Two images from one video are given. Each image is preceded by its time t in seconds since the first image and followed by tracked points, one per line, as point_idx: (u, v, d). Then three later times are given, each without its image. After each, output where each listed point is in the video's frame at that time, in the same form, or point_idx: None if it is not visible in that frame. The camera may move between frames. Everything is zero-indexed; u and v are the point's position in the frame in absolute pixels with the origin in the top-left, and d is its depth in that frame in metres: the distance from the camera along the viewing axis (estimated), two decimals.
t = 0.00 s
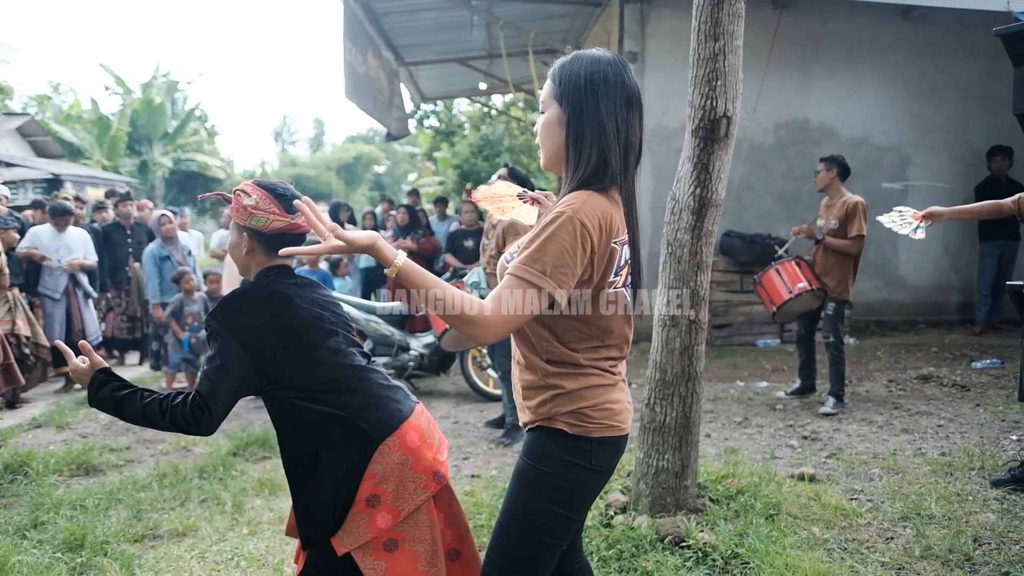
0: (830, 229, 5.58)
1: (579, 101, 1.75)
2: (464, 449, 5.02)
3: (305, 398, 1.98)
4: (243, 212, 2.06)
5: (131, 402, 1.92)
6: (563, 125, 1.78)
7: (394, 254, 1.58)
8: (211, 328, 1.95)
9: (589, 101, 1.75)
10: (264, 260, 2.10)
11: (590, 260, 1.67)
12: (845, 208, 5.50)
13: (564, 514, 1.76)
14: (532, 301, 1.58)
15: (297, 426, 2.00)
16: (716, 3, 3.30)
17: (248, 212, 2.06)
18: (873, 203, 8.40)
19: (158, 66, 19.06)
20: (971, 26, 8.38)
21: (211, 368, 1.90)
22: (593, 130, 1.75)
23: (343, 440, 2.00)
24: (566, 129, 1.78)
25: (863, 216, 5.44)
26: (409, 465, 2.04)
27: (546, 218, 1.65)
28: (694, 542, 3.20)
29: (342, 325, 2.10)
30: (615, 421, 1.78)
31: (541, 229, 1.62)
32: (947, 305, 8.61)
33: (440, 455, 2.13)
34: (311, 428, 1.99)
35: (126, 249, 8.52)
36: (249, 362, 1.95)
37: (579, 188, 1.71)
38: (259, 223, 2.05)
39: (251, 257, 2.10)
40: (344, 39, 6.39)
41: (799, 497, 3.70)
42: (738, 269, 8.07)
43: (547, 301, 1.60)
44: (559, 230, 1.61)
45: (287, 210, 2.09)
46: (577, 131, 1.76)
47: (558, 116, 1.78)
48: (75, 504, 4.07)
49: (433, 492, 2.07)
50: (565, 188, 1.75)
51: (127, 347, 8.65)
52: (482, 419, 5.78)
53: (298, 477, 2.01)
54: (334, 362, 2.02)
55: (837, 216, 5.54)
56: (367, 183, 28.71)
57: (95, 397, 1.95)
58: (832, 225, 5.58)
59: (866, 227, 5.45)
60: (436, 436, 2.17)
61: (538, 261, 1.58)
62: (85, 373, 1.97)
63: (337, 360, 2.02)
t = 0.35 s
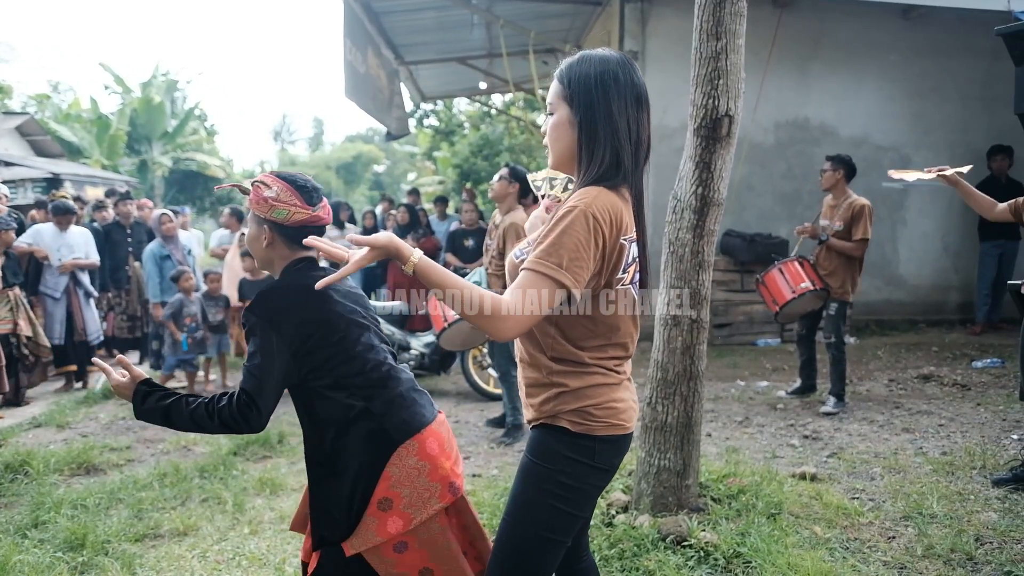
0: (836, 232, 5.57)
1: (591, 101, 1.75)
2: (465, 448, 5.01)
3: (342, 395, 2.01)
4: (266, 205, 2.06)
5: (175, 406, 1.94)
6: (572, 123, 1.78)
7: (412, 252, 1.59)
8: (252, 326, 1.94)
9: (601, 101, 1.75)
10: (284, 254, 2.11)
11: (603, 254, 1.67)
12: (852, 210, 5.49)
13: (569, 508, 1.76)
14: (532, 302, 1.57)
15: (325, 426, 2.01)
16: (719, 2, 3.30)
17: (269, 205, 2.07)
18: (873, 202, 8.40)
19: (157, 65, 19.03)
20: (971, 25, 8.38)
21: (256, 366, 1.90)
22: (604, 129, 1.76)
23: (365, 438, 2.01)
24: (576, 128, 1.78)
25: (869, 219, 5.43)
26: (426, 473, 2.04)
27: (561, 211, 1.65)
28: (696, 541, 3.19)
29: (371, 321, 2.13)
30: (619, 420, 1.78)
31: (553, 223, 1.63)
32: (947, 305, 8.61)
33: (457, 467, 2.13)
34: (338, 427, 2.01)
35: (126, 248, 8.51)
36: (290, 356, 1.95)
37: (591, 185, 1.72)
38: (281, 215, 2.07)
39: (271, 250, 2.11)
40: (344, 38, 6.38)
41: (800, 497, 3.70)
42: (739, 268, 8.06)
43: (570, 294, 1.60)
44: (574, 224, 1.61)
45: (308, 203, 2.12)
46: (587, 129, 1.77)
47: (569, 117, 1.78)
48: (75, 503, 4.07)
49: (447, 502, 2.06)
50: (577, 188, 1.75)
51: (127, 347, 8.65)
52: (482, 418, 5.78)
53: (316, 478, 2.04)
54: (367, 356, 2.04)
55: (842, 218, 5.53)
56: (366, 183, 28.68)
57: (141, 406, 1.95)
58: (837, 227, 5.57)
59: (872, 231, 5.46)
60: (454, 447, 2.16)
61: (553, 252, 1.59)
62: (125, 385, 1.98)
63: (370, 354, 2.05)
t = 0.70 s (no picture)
0: (835, 233, 5.56)
1: (593, 98, 1.75)
2: (463, 448, 5.01)
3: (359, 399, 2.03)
4: (287, 199, 2.03)
5: (231, 420, 1.88)
6: (573, 120, 1.78)
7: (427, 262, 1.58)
8: (297, 333, 1.87)
9: (603, 98, 1.75)
10: (307, 247, 2.07)
11: (607, 245, 1.68)
12: (853, 215, 5.49)
13: (563, 508, 1.76)
14: (532, 301, 1.54)
15: (337, 428, 2.03)
16: (718, 2, 3.30)
17: (289, 198, 2.03)
18: (872, 202, 8.41)
19: (156, 65, 19.03)
20: (970, 25, 8.38)
21: (309, 376, 1.84)
22: (605, 127, 1.76)
23: (368, 440, 2.02)
24: (577, 125, 1.78)
25: (868, 224, 5.44)
26: (414, 481, 2.03)
27: (567, 206, 1.66)
28: (695, 541, 3.20)
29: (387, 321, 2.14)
30: (615, 416, 1.78)
31: (562, 216, 1.64)
32: (946, 304, 8.61)
33: (450, 481, 2.10)
34: (347, 429, 2.02)
35: (125, 249, 8.50)
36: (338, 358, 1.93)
37: (593, 181, 1.72)
38: (302, 209, 2.03)
39: (293, 244, 2.07)
40: (343, 38, 6.38)
41: (799, 497, 3.70)
42: (737, 268, 8.06)
43: (579, 281, 1.59)
44: (580, 216, 1.62)
45: (328, 193, 2.07)
46: (589, 127, 1.77)
47: (571, 113, 1.78)
48: (74, 504, 4.06)
49: (431, 515, 2.04)
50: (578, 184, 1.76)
51: (126, 347, 8.64)
52: (481, 419, 5.77)
53: (319, 477, 2.06)
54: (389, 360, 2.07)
55: (843, 221, 5.53)
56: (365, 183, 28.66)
57: (197, 426, 1.89)
58: (837, 229, 5.56)
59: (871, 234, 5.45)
60: (451, 460, 2.13)
61: (566, 244, 1.59)
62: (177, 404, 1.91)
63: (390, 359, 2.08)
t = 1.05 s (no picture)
0: (827, 232, 5.58)
1: (589, 94, 1.76)
2: (460, 448, 5.00)
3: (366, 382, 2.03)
4: (297, 180, 2.03)
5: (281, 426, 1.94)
6: (569, 116, 1.79)
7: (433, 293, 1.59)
8: (318, 316, 1.88)
9: (600, 94, 1.76)
10: (313, 230, 2.06)
11: (607, 234, 1.69)
12: (846, 215, 5.50)
13: (559, 504, 1.75)
14: (532, 301, 1.54)
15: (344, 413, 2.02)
16: (713, 2, 3.30)
17: (299, 178, 2.03)
18: (868, 202, 8.42)
19: (153, 65, 19.00)
20: (966, 26, 8.40)
21: (341, 355, 1.87)
22: (602, 122, 1.76)
23: (371, 425, 2.02)
24: (573, 121, 1.79)
25: (860, 223, 5.46)
26: (419, 463, 2.02)
27: (567, 200, 1.67)
28: (690, 540, 3.20)
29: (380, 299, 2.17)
30: (609, 412, 1.77)
31: (562, 210, 1.65)
32: (942, 304, 8.63)
33: (453, 460, 2.09)
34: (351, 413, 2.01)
35: (121, 248, 8.48)
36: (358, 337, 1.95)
37: (590, 178, 1.73)
38: (312, 189, 2.03)
39: (299, 226, 2.06)
40: (340, 38, 6.38)
41: (795, 496, 3.70)
42: (734, 267, 8.07)
43: (584, 271, 1.61)
44: (579, 206, 1.64)
45: (338, 175, 2.07)
46: (585, 123, 1.77)
47: (566, 110, 1.78)
48: (69, 504, 4.05)
49: (436, 494, 2.03)
50: (574, 181, 1.77)
51: (121, 347, 8.62)
52: (477, 418, 5.77)
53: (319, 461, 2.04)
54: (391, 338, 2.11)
55: (837, 221, 5.53)
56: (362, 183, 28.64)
57: (249, 443, 1.96)
58: (830, 229, 5.57)
59: (862, 233, 5.47)
60: (452, 441, 2.13)
61: (570, 232, 1.61)
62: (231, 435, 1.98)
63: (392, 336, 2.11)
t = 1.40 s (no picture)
0: (819, 231, 5.59)
1: (585, 95, 1.76)
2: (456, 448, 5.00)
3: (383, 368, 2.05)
4: (305, 168, 2.04)
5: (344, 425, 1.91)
6: (563, 117, 1.78)
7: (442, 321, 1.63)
8: (335, 305, 1.90)
9: (596, 94, 1.76)
10: (318, 221, 2.08)
11: (608, 230, 1.70)
12: (838, 214, 5.50)
13: (561, 503, 1.75)
14: (532, 302, 1.54)
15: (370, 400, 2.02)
16: (708, 2, 3.31)
17: (307, 166, 2.04)
18: (863, 202, 8.44)
19: (147, 65, 18.94)
20: (960, 26, 8.43)
21: (372, 336, 1.89)
22: (598, 124, 1.77)
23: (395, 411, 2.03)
24: (568, 121, 1.79)
25: (851, 221, 5.46)
26: (442, 443, 2.05)
27: (566, 198, 1.68)
28: (687, 540, 3.20)
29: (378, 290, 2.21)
30: (609, 411, 1.78)
31: (561, 208, 1.66)
32: (937, 304, 8.66)
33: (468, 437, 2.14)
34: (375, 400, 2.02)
35: (116, 249, 8.46)
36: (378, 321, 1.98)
37: (584, 178, 1.73)
38: (320, 177, 2.04)
39: (304, 215, 2.09)
40: (335, 38, 6.37)
41: (792, 495, 3.71)
42: (730, 267, 8.08)
43: (589, 263, 1.60)
44: (577, 201, 1.65)
45: (346, 165, 2.09)
46: (581, 124, 1.78)
47: (562, 110, 1.78)
48: (64, 506, 4.04)
49: (461, 471, 2.08)
50: (570, 181, 1.77)
51: (116, 348, 8.60)
52: (474, 418, 5.76)
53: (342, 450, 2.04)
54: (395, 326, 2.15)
55: (828, 221, 5.54)
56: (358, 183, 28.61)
57: (317, 455, 1.91)
58: (821, 228, 5.59)
59: (853, 231, 5.48)
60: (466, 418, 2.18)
61: (572, 226, 1.60)
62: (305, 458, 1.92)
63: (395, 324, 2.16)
